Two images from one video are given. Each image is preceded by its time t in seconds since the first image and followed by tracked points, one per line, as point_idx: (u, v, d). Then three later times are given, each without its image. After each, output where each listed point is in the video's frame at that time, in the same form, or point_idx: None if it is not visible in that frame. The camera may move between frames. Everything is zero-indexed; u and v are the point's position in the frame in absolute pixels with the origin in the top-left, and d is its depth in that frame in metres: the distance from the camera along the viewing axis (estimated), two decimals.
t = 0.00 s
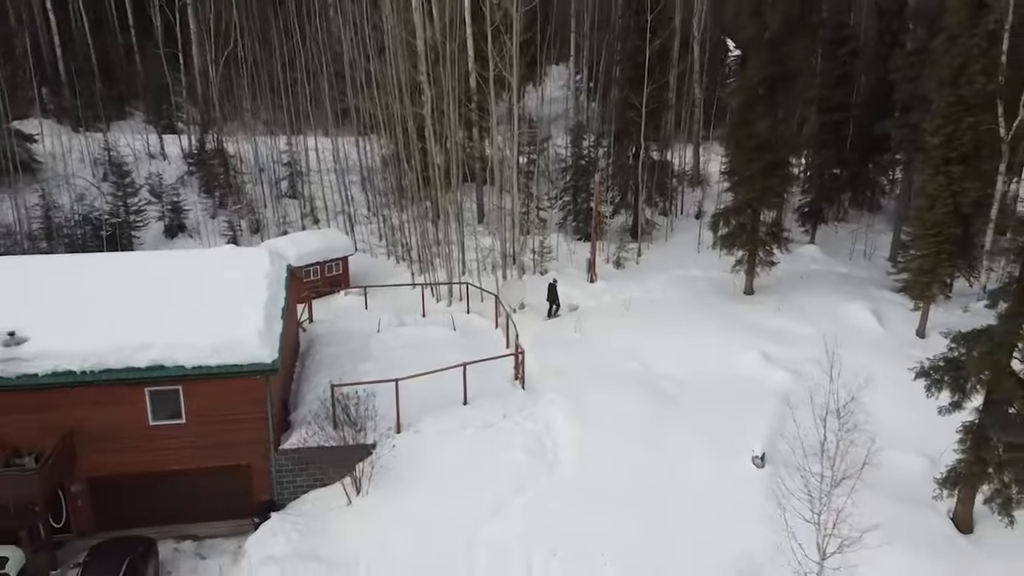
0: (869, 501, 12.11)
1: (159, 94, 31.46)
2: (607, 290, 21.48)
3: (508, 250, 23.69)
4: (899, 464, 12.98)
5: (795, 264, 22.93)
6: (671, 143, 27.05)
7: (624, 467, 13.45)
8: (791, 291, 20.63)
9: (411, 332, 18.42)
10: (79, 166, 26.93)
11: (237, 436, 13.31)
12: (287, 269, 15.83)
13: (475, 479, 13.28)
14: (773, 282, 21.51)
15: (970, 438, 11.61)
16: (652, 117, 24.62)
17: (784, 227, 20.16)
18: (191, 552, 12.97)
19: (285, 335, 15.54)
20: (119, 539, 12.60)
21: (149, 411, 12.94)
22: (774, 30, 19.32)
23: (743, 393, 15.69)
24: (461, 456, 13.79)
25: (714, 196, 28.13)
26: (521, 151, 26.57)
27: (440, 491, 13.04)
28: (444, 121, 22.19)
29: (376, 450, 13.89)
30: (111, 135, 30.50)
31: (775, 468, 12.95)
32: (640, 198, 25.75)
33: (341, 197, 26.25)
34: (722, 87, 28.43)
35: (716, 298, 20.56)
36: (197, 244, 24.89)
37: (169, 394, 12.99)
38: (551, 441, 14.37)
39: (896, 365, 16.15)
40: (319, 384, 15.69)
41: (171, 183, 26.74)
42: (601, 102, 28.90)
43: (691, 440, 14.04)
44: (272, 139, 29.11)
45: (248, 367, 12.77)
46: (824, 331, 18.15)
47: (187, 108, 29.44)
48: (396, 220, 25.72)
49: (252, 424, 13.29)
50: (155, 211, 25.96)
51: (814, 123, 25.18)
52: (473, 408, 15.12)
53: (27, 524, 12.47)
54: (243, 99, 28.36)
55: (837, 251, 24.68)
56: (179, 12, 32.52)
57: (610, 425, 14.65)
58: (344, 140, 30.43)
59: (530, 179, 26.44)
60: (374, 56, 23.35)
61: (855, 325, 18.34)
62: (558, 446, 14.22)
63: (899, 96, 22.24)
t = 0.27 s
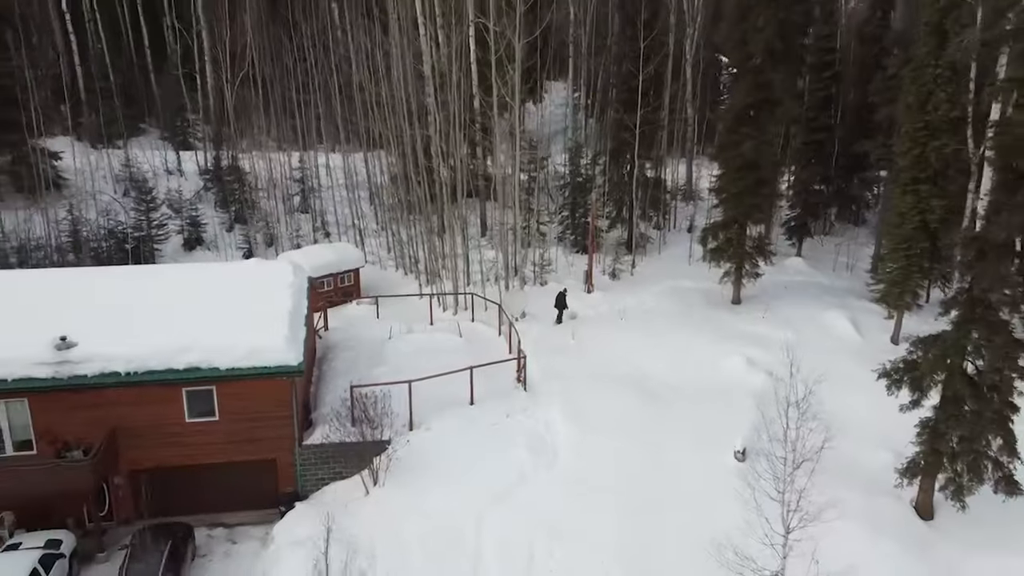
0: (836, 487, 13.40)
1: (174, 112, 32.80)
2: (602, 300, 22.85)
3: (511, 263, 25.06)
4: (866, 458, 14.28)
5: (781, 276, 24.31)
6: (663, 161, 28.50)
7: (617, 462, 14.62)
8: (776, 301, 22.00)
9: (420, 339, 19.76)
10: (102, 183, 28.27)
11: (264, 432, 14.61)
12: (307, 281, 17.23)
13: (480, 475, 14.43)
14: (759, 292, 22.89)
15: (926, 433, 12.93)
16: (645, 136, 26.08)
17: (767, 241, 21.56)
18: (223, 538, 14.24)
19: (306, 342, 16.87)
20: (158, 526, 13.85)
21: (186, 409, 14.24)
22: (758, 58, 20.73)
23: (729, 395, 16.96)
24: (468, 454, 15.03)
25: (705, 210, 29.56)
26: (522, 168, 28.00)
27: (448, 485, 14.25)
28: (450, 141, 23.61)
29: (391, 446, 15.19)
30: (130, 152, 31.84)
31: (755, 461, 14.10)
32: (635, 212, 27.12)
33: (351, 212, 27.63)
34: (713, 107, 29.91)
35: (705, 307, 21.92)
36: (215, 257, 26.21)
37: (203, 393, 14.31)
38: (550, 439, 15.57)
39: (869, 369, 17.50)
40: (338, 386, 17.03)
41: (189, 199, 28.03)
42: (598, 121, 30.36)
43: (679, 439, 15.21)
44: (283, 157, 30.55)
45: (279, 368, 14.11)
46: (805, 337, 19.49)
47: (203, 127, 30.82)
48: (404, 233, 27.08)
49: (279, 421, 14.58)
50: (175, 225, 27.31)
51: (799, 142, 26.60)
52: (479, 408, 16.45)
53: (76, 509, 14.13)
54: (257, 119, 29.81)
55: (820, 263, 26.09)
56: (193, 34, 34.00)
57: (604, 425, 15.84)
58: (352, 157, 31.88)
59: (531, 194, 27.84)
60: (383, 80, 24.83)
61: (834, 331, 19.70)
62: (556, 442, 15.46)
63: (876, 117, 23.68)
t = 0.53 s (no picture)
0: (808, 477, 14.78)
1: (189, 129, 34.16)
2: (599, 309, 24.21)
3: (513, 274, 26.40)
4: (840, 453, 15.60)
5: (768, 287, 25.69)
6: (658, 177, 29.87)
7: (611, 458, 15.84)
8: (762, 311, 23.36)
9: (429, 346, 21.11)
10: (123, 198, 29.63)
11: (288, 431, 15.93)
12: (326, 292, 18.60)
13: (485, 471, 15.65)
14: (747, 302, 24.27)
15: (891, 429, 14.22)
16: (640, 154, 27.53)
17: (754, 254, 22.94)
18: (251, 527, 15.51)
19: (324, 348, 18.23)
20: (192, 515, 15.13)
21: (217, 408, 15.57)
22: (744, 84, 22.16)
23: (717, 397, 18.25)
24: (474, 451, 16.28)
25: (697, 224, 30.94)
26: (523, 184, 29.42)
27: (456, 478, 15.47)
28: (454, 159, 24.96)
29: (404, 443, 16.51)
30: (148, 167, 33.21)
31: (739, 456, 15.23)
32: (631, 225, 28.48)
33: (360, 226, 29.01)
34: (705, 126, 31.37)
35: (696, 316, 23.27)
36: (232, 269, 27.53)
37: (233, 394, 15.62)
38: (550, 438, 16.80)
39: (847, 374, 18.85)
40: (354, 389, 18.37)
41: (206, 214, 29.36)
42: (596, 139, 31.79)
43: (669, 438, 16.43)
44: (294, 172, 31.88)
45: (303, 372, 15.43)
46: (788, 345, 20.84)
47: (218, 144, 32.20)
48: (411, 245, 28.43)
49: (302, 420, 15.89)
50: (193, 239, 28.65)
51: (786, 160, 27.99)
52: (485, 410, 17.79)
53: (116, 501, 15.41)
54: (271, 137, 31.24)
55: (806, 275, 27.48)
56: (207, 54, 35.42)
57: (600, 426, 17.07)
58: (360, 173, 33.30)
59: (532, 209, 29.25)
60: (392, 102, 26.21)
61: (816, 339, 21.05)
62: (556, 439, 16.75)
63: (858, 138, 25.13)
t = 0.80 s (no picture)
0: (787, 472, 16.09)
1: (203, 145, 35.59)
2: (596, 319, 25.56)
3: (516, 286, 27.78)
4: (819, 452, 16.88)
5: (757, 298, 27.05)
6: (653, 192, 31.30)
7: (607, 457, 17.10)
8: (750, 321, 24.74)
9: (436, 353, 22.46)
10: (142, 213, 30.99)
11: (309, 431, 17.23)
12: (342, 302, 19.99)
13: (490, 468, 16.91)
14: (736, 312, 25.63)
15: (863, 428, 15.40)
16: (636, 172, 28.97)
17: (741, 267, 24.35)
18: (275, 520, 16.78)
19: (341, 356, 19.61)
20: (221, 508, 16.41)
21: (244, 410, 16.87)
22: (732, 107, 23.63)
23: (707, 399, 19.58)
24: (480, 450, 17.57)
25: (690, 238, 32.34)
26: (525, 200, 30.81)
27: (464, 475, 16.73)
28: (459, 177, 26.38)
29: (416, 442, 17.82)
30: (164, 182, 34.57)
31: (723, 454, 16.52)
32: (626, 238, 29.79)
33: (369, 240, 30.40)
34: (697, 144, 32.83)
35: (688, 325, 24.63)
36: (247, 281, 28.91)
37: (258, 397, 16.93)
38: (551, 438, 18.10)
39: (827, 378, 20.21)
40: (367, 393, 19.74)
41: (221, 229, 30.68)
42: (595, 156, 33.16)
43: (662, 438, 17.67)
44: (305, 188, 33.29)
45: (324, 376, 16.77)
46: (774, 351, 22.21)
47: (232, 161, 33.61)
48: (418, 257, 29.76)
49: (321, 421, 17.19)
50: (209, 251, 30.00)
51: (774, 177, 29.41)
52: (491, 412, 19.14)
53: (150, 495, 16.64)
54: (283, 155, 32.65)
55: (794, 286, 28.86)
56: (221, 75, 36.91)
57: (597, 426, 18.37)
58: (368, 188, 34.69)
59: (533, 223, 30.63)
60: (401, 123, 27.65)
61: (800, 346, 22.40)
62: (556, 438, 18.04)
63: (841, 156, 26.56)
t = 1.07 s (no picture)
0: (769, 469, 17.41)
1: (215, 160, 37.01)
2: (593, 327, 26.90)
3: (519, 295, 29.15)
4: (799, 450, 18.20)
5: (747, 308, 28.38)
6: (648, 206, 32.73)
7: (602, 455, 18.40)
8: (740, 329, 26.10)
9: (442, 359, 23.82)
10: (158, 227, 32.37)
11: (325, 432, 18.53)
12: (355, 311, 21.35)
13: (494, 466, 18.23)
14: (726, 321, 26.98)
15: (837, 428, 16.65)
16: (632, 188, 30.35)
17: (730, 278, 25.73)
18: (294, 514, 18.07)
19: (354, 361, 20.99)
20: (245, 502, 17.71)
21: (265, 412, 18.18)
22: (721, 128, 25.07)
23: (696, 403, 20.92)
24: (485, 449, 18.88)
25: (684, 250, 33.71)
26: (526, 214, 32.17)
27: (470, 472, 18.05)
28: (464, 193, 27.80)
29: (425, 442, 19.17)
30: (179, 196, 35.98)
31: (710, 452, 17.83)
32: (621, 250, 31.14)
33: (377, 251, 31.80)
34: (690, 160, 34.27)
35: (681, 334, 25.98)
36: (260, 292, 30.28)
37: (278, 400, 18.23)
38: (550, 439, 19.41)
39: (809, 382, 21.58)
40: (379, 396, 21.10)
41: (235, 241, 32.03)
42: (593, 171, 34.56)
43: (653, 438, 18.98)
44: (314, 202, 34.65)
45: (340, 380, 18.07)
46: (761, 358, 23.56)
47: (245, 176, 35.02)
48: (424, 268, 31.12)
49: (337, 422, 18.50)
50: (223, 263, 31.37)
51: (763, 192, 30.87)
52: (494, 414, 20.47)
53: (178, 491, 18.05)
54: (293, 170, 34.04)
55: (783, 296, 30.21)
56: (233, 93, 38.36)
57: (593, 428, 19.68)
58: (374, 202, 36.06)
59: (534, 236, 32.00)
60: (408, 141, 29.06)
61: (786, 353, 23.75)
62: (555, 438, 19.40)
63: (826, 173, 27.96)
